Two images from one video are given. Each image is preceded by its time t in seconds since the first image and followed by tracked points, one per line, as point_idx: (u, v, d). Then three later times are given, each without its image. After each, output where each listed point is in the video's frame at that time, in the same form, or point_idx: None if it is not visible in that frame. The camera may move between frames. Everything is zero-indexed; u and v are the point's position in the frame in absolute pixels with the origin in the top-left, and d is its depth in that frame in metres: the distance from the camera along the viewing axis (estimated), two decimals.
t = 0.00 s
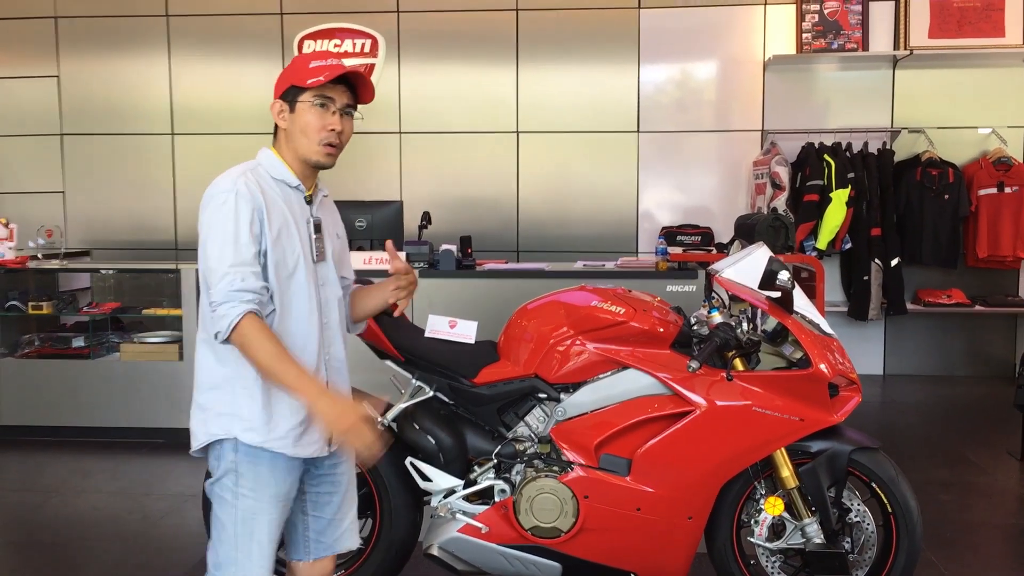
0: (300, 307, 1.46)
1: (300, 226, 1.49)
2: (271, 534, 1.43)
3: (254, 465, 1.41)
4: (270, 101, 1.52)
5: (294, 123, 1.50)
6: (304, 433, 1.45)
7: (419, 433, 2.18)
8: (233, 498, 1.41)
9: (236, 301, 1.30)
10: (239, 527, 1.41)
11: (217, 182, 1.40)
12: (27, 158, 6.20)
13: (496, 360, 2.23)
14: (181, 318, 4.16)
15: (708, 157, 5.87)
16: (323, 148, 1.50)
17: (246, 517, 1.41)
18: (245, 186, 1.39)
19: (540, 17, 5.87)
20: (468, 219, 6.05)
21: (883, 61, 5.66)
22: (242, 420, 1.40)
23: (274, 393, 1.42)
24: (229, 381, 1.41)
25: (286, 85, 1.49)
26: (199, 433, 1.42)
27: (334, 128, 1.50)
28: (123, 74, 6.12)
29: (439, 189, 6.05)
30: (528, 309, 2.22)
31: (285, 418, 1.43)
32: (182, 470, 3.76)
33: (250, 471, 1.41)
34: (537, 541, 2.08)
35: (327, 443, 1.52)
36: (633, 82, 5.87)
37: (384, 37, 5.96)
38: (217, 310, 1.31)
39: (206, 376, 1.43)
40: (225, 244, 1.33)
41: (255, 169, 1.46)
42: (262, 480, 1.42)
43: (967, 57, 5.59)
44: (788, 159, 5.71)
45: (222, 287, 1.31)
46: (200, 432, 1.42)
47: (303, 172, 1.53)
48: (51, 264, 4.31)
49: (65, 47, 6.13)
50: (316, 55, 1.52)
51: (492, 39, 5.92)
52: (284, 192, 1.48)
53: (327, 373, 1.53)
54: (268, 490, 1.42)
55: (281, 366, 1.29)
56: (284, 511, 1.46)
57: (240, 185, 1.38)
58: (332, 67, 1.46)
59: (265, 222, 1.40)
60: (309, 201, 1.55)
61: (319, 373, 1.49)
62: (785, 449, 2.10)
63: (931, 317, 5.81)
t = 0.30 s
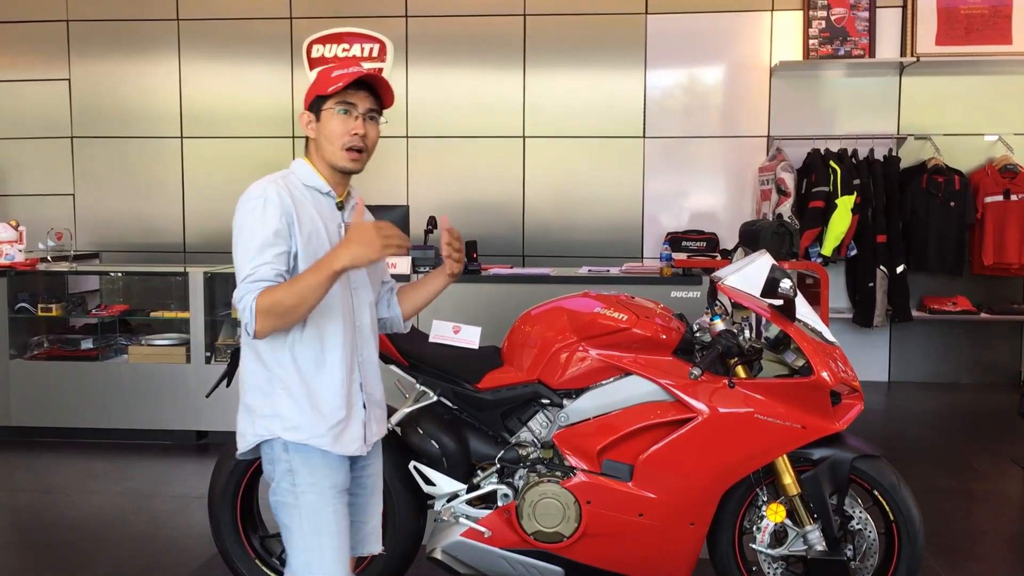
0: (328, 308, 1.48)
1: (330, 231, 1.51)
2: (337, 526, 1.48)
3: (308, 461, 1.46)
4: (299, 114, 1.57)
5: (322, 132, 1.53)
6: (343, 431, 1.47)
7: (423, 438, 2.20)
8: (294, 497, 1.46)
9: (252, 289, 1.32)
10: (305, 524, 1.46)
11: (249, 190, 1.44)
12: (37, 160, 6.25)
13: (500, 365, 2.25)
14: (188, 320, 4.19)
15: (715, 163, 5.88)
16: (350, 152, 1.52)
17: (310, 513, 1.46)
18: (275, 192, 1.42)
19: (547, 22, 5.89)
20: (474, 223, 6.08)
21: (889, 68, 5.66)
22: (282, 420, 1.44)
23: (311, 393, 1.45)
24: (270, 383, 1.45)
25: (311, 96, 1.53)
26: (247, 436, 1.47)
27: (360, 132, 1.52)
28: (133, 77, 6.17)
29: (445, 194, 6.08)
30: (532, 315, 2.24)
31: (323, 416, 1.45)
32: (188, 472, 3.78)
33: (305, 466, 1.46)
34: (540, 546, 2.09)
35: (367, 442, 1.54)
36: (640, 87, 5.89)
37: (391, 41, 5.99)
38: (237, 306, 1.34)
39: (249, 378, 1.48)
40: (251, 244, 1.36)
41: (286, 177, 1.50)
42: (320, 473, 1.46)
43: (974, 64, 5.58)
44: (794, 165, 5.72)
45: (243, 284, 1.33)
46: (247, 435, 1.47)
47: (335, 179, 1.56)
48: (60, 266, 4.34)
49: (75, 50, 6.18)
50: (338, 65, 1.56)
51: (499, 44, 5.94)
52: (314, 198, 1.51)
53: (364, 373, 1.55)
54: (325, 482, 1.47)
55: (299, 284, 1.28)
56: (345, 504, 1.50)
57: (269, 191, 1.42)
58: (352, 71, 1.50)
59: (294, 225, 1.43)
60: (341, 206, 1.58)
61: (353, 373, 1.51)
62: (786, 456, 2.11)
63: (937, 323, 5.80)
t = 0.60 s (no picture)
0: (345, 311, 1.49)
1: (348, 234, 1.52)
2: (358, 527, 1.50)
3: (332, 465, 1.47)
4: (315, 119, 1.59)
5: (336, 137, 1.55)
6: (363, 432, 1.48)
7: (428, 439, 2.21)
8: (317, 499, 1.48)
9: (266, 302, 1.34)
10: (329, 526, 1.48)
11: (266, 194, 1.45)
12: (47, 161, 6.31)
13: (505, 366, 2.27)
14: (196, 321, 4.22)
15: (723, 163, 5.86)
16: (364, 158, 1.54)
17: (333, 514, 1.48)
18: (291, 197, 1.42)
19: (554, 23, 5.90)
20: (481, 224, 6.09)
21: (898, 68, 5.64)
22: (303, 422, 1.45)
23: (332, 395, 1.46)
24: (290, 386, 1.47)
25: (327, 102, 1.55)
26: (269, 437, 1.49)
27: (374, 138, 1.54)
28: (143, 79, 6.21)
29: (452, 195, 6.09)
30: (537, 316, 2.25)
31: (343, 418, 1.46)
32: (195, 472, 3.81)
33: (328, 469, 1.47)
34: (544, 546, 2.09)
35: (387, 443, 1.55)
36: (648, 88, 5.88)
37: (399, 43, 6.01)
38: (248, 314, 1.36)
39: (269, 381, 1.49)
40: (265, 251, 1.37)
41: (303, 181, 1.51)
42: (343, 475, 1.48)
43: (984, 64, 5.55)
44: (802, 165, 5.70)
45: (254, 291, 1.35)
46: (270, 436, 1.48)
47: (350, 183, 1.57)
48: (69, 267, 4.36)
49: (86, 52, 6.23)
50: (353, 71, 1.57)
51: (507, 45, 5.95)
52: (332, 202, 1.52)
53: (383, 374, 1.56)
54: (347, 484, 1.49)
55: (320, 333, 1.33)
56: (366, 505, 1.52)
57: (285, 196, 1.42)
58: (366, 77, 1.51)
59: (309, 230, 1.43)
60: (358, 210, 1.59)
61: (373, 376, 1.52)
62: (792, 457, 2.10)
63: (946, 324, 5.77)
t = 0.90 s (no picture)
0: (363, 309, 1.52)
1: (365, 232, 1.54)
2: (369, 521, 1.53)
3: (345, 459, 1.50)
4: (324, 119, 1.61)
5: (347, 137, 1.57)
6: (376, 426, 1.51)
7: (435, 432, 2.24)
8: (330, 493, 1.51)
9: (284, 303, 1.38)
10: (341, 519, 1.51)
11: (285, 192, 1.47)
12: (54, 159, 6.34)
13: (510, 360, 2.28)
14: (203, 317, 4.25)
15: (727, 156, 5.87)
16: (377, 156, 1.57)
17: (344, 508, 1.51)
18: (311, 197, 1.44)
19: (557, 18, 5.91)
20: (486, 219, 6.11)
21: (901, 60, 5.63)
22: (319, 416, 1.48)
23: (348, 390, 1.49)
24: (307, 380, 1.50)
25: (335, 103, 1.57)
26: (284, 431, 1.52)
27: (384, 136, 1.57)
28: (148, 76, 6.24)
29: (457, 190, 6.11)
30: (542, 311, 2.27)
31: (358, 414, 1.49)
32: (204, 467, 3.85)
33: (341, 464, 1.50)
34: (550, 538, 2.12)
35: (398, 437, 1.58)
36: (651, 82, 5.89)
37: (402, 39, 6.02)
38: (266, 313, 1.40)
39: (286, 375, 1.52)
40: (285, 252, 1.41)
41: (321, 179, 1.53)
42: (356, 470, 1.51)
43: (988, 56, 5.54)
44: (805, 158, 5.70)
45: (273, 291, 1.39)
46: (285, 430, 1.51)
47: (365, 180, 1.60)
48: (76, 264, 4.40)
49: (91, 49, 6.26)
50: (357, 68, 1.58)
51: (510, 39, 5.96)
52: (349, 200, 1.54)
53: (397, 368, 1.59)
54: (360, 479, 1.51)
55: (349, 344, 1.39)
56: (377, 499, 1.55)
57: (306, 195, 1.44)
58: (371, 78, 1.52)
59: (330, 230, 1.46)
60: (372, 207, 1.62)
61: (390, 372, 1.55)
62: (795, 449, 2.13)
63: (950, 316, 5.77)
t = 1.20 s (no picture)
0: (368, 300, 1.55)
1: (367, 223, 1.57)
2: (374, 508, 1.57)
3: (349, 448, 1.54)
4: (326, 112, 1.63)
5: (349, 130, 1.59)
6: (380, 415, 1.55)
7: (437, 420, 2.27)
8: (334, 481, 1.54)
9: (299, 292, 1.41)
10: (346, 507, 1.55)
11: (289, 186, 1.50)
12: (52, 152, 6.35)
13: (511, 348, 2.32)
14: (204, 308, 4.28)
15: (724, 144, 5.89)
16: (379, 148, 1.59)
17: (349, 496, 1.55)
18: (315, 189, 1.48)
19: (554, 7, 5.91)
20: (484, 209, 6.13)
21: (897, 47, 5.64)
22: (324, 406, 1.52)
23: (353, 380, 1.52)
24: (313, 371, 1.53)
25: (336, 95, 1.59)
26: (291, 422, 1.55)
27: (386, 128, 1.59)
28: (145, 68, 6.24)
29: (455, 180, 6.13)
30: (542, 299, 2.30)
31: (363, 403, 1.52)
32: (207, 456, 3.89)
33: (346, 452, 1.54)
34: (552, 522, 2.17)
35: (403, 425, 1.61)
36: (648, 70, 5.90)
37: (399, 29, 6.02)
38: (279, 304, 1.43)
39: (292, 367, 1.56)
40: (294, 243, 1.44)
41: (323, 172, 1.56)
42: (360, 458, 1.55)
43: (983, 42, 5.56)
44: (801, 146, 5.73)
45: (283, 281, 1.42)
46: (291, 421, 1.55)
47: (367, 173, 1.63)
48: (77, 256, 4.43)
49: (88, 41, 6.25)
50: (358, 60, 1.61)
51: (506, 29, 5.96)
52: (351, 192, 1.57)
53: (400, 358, 1.62)
54: (364, 467, 1.55)
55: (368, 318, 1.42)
56: (381, 487, 1.59)
57: (309, 188, 1.48)
58: (373, 70, 1.55)
59: (334, 221, 1.49)
60: (375, 198, 1.64)
61: (393, 360, 1.58)
62: (791, 433, 2.17)
63: (946, 302, 5.82)
